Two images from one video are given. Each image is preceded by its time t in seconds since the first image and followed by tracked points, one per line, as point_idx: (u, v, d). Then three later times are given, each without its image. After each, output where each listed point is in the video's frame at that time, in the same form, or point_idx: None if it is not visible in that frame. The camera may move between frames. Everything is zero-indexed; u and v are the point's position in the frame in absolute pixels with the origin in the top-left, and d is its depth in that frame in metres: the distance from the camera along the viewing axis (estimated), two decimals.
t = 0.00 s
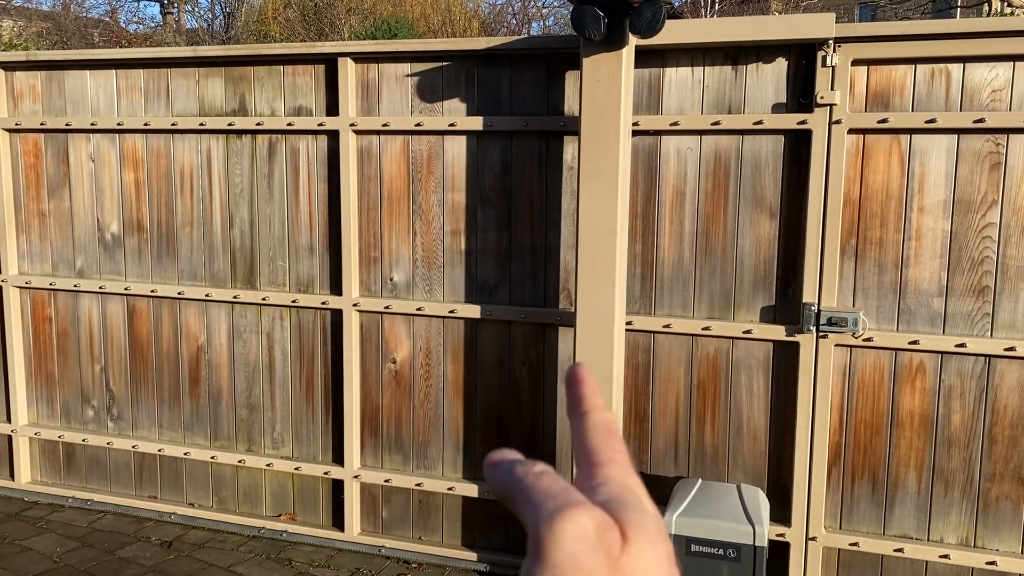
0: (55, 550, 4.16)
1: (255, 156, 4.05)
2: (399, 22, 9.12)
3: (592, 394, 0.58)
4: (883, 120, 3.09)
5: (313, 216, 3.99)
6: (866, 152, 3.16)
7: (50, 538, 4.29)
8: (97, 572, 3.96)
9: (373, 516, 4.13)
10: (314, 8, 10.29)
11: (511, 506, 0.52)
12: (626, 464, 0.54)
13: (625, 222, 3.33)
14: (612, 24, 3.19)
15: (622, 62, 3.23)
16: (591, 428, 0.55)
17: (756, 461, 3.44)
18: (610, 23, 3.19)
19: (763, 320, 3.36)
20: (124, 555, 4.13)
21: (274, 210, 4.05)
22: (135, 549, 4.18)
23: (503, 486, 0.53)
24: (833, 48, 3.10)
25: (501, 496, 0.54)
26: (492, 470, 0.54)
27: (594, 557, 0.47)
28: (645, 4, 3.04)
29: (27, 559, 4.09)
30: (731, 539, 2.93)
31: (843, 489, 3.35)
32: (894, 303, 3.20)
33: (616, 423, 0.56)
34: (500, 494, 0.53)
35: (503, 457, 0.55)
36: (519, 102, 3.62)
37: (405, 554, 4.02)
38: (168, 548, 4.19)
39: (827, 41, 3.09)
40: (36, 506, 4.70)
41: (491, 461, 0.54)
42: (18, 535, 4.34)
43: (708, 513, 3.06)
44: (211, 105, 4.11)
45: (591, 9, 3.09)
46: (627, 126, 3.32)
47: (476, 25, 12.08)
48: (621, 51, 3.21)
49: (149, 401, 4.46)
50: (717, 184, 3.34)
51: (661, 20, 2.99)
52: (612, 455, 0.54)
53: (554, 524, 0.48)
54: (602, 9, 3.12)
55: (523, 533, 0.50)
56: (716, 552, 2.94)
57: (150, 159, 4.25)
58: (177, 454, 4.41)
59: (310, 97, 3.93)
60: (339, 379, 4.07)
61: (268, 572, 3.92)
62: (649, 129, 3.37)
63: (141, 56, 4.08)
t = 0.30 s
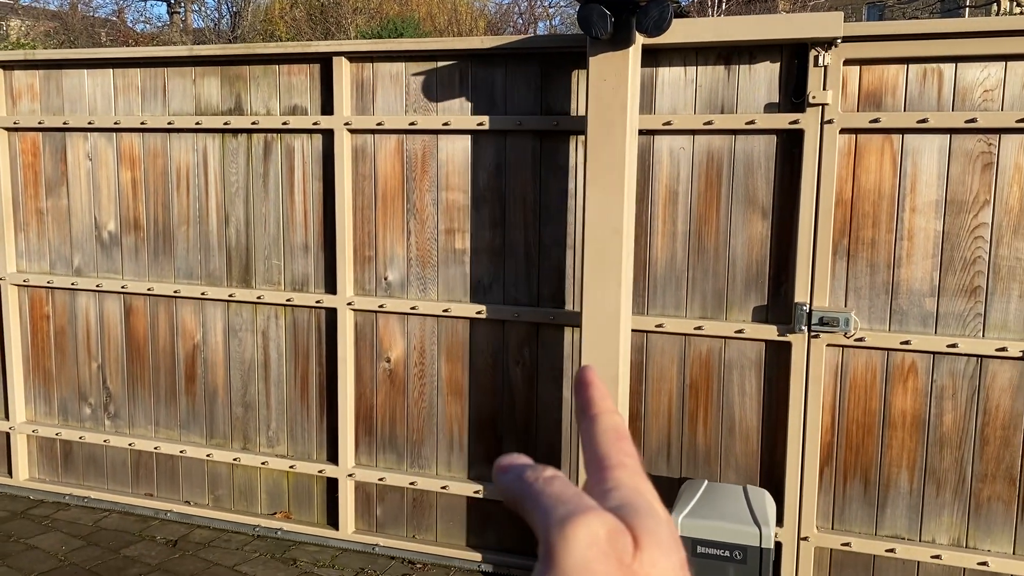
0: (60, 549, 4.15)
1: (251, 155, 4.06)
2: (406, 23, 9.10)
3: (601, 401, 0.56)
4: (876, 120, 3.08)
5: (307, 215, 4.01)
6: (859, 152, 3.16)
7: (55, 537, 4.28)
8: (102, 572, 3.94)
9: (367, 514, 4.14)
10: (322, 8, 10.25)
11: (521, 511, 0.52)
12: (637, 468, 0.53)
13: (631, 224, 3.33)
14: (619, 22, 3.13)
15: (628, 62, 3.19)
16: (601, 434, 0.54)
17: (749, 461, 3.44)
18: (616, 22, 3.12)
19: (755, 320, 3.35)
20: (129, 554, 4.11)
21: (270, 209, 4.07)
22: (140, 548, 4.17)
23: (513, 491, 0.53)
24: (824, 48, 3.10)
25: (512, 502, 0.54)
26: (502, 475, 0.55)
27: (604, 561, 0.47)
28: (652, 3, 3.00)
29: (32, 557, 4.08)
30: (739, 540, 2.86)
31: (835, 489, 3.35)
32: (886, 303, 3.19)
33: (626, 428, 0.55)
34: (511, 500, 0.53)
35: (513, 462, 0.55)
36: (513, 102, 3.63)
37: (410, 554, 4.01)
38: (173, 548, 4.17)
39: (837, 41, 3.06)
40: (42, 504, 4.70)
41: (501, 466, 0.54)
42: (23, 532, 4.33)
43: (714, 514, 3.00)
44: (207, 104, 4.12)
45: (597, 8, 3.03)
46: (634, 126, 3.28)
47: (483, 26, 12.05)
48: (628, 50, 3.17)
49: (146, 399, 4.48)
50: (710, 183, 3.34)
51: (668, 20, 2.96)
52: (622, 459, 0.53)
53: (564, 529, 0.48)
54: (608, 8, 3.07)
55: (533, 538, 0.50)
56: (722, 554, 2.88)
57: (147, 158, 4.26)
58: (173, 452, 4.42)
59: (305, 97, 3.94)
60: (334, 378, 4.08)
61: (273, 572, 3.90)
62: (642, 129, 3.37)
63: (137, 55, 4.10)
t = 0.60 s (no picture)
0: (67, 547, 4.17)
1: (249, 155, 4.09)
2: (413, 23, 9.10)
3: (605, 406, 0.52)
4: (868, 121, 3.09)
5: (304, 215, 4.03)
6: (851, 153, 3.16)
7: (63, 535, 4.31)
8: (109, 571, 3.96)
9: (363, 513, 4.16)
10: (329, 9, 10.29)
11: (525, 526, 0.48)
12: (645, 477, 0.50)
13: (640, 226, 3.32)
14: (627, 23, 3.14)
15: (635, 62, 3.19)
16: (607, 440, 0.50)
17: (741, 461, 3.45)
18: (625, 23, 3.14)
19: (748, 320, 3.36)
20: (137, 553, 4.13)
21: (267, 209, 4.09)
22: (147, 547, 4.19)
23: (516, 507, 0.49)
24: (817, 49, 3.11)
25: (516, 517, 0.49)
26: (506, 488, 0.51)
27: None
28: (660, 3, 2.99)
29: (40, 555, 4.10)
30: (745, 542, 2.84)
31: (827, 489, 3.36)
32: (878, 303, 3.20)
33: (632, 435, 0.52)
34: (515, 512, 0.49)
35: (517, 474, 0.51)
36: (509, 102, 3.64)
37: (407, 553, 4.02)
38: (179, 547, 4.19)
39: (845, 40, 3.05)
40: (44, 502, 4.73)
41: (505, 475, 0.51)
42: (31, 531, 4.36)
43: (720, 515, 2.98)
44: (205, 105, 4.15)
45: (605, 8, 3.03)
46: (640, 124, 3.28)
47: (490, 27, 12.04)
48: (636, 51, 3.17)
49: (144, 397, 4.51)
50: (703, 184, 3.35)
51: (676, 20, 2.94)
52: (629, 468, 0.49)
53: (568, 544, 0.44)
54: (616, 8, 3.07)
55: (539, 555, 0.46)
56: (729, 556, 2.85)
57: (145, 158, 4.29)
58: (171, 450, 4.45)
59: (302, 97, 3.96)
60: (330, 377, 4.11)
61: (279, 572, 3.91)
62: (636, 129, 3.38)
63: (136, 56, 4.13)
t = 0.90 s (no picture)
0: (96, 544, 4.24)
1: (267, 157, 4.14)
2: (440, 28, 9.07)
3: (646, 424, 0.55)
4: (881, 124, 3.08)
5: (321, 216, 4.08)
6: (865, 156, 3.15)
7: (92, 532, 4.38)
8: (138, 568, 4.01)
9: (378, 512, 4.19)
10: (356, 13, 10.12)
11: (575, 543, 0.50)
12: (690, 494, 0.52)
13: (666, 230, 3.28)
14: (654, 25, 3.11)
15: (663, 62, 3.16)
16: (650, 459, 0.53)
17: (754, 464, 3.44)
18: (652, 25, 3.11)
19: (761, 323, 3.36)
20: (163, 550, 4.18)
21: (285, 210, 4.14)
22: (174, 545, 4.24)
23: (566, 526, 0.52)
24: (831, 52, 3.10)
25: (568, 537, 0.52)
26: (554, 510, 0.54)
27: None
28: (687, 5, 2.96)
29: (70, 552, 4.18)
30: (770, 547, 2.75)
31: (840, 494, 3.34)
32: (892, 307, 3.18)
33: (673, 453, 0.55)
34: (563, 533, 0.52)
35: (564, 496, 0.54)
36: (523, 105, 3.67)
37: (421, 553, 4.05)
38: (206, 545, 4.24)
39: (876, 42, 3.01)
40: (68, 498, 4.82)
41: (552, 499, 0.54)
42: (61, 528, 4.43)
43: (745, 522, 2.90)
44: (225, 107, 4.22)
45: (632, 10, 3.03)
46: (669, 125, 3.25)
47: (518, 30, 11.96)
48: (663, 54, 3.14)
49: (164, 396, 4.58)
50: (716, 187, 3.35)
51: (703, 22, 2.91)
52: (673, 485, 0.52)
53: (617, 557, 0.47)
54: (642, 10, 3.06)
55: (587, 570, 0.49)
56: (754, 563, 2.77)
57: (167, 161, 4.36)
58: (189, 448, 4.51)
59: (319, 100, 4.02)
60: (346, 377, 4.15)
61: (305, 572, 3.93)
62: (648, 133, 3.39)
63: (158, 59, 4.21)
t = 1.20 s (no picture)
0: (181, 541, 4.43)
1: (340, 168, 4.29)
2: (515, 41, 9.16)
3: (743, 370, 0.53)
4: (953, 134, 3.02)
5: (390, 226, 4.20)
6: (936, 167, 3.09)
7: (178, 528, 4.59)
8: (219, 565, 4.19)
9: (440, 516, 4.27)
10: (434, 28, 10.52)
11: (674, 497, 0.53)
12: (795, 437, 0.51)
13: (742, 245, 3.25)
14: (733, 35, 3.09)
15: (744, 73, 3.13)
16: (751, 403, 0.52)
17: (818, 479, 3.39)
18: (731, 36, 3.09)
19: (827, 336, 3.31)
20: (244, 549, 4.36)
21: (356, 219, 4.28)
22: (254, 544, 4.40)
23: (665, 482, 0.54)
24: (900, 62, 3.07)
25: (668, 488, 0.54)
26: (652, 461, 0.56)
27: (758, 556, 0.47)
28: (768, 15, 2.98)
29: (157, 547, 4.38)
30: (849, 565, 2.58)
31: (908, 511, 3.26)
32: (963, 321, 3.11)
33: (776, 395, 0.53)
34: (663, 482, 0.55)
35: (661, 448, 0.56)
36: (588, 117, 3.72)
37: (482, 558, 4.11)
38: (284, 545, 4.38)
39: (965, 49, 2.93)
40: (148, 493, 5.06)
41: (650, 449, 0.56)
42: (149, 524, 4.66)
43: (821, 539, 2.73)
44: (301, 120, 4.39)
45: (712, 21, 3.03)
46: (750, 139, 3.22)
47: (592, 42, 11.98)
48: (743, 63, 3.10)
49: (238, 397, 4.76)
50: (781, 198, 3.33)
51: (785, 31, 2.93)
52: (779, 431, 0.51)
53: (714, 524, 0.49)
54: (721, 20, 3.05)
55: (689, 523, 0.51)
56: None
57: (245, 172, 4.56)
58: (262, 448, 4.68)
59: (389, 113, 4.14)
60: (411, 382, 4.25)
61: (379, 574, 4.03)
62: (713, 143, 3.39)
63: (239, 75, 4.41)
